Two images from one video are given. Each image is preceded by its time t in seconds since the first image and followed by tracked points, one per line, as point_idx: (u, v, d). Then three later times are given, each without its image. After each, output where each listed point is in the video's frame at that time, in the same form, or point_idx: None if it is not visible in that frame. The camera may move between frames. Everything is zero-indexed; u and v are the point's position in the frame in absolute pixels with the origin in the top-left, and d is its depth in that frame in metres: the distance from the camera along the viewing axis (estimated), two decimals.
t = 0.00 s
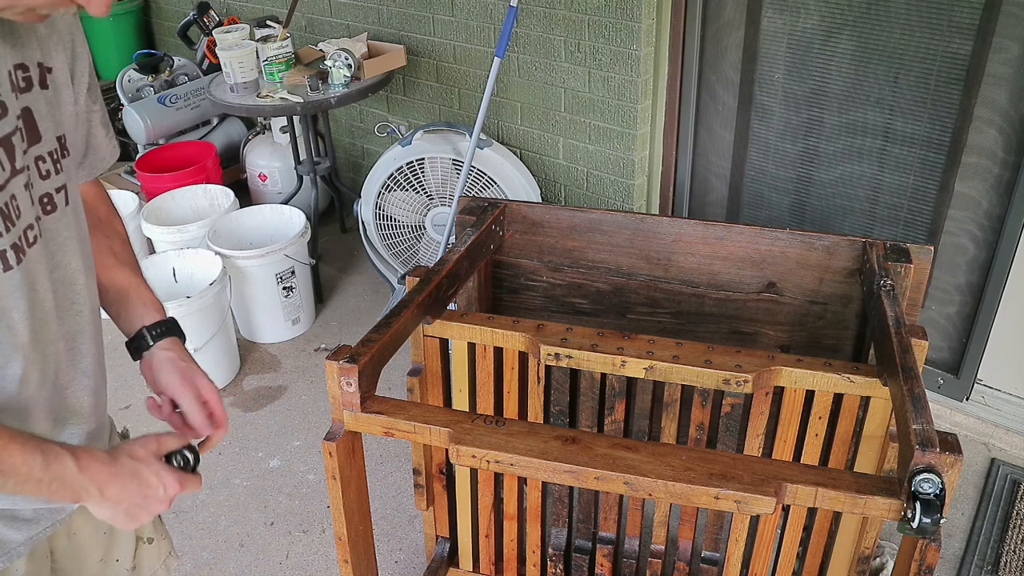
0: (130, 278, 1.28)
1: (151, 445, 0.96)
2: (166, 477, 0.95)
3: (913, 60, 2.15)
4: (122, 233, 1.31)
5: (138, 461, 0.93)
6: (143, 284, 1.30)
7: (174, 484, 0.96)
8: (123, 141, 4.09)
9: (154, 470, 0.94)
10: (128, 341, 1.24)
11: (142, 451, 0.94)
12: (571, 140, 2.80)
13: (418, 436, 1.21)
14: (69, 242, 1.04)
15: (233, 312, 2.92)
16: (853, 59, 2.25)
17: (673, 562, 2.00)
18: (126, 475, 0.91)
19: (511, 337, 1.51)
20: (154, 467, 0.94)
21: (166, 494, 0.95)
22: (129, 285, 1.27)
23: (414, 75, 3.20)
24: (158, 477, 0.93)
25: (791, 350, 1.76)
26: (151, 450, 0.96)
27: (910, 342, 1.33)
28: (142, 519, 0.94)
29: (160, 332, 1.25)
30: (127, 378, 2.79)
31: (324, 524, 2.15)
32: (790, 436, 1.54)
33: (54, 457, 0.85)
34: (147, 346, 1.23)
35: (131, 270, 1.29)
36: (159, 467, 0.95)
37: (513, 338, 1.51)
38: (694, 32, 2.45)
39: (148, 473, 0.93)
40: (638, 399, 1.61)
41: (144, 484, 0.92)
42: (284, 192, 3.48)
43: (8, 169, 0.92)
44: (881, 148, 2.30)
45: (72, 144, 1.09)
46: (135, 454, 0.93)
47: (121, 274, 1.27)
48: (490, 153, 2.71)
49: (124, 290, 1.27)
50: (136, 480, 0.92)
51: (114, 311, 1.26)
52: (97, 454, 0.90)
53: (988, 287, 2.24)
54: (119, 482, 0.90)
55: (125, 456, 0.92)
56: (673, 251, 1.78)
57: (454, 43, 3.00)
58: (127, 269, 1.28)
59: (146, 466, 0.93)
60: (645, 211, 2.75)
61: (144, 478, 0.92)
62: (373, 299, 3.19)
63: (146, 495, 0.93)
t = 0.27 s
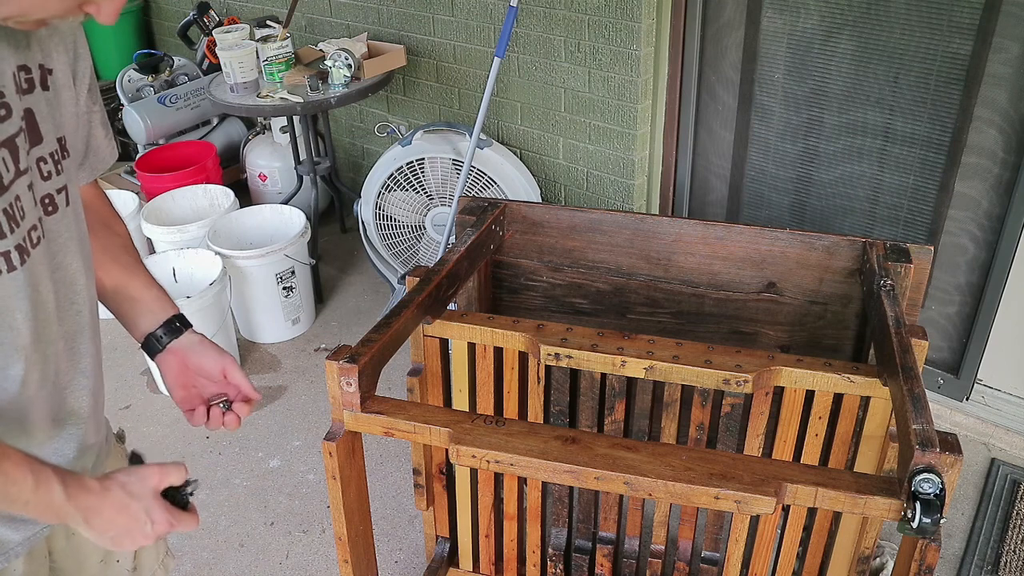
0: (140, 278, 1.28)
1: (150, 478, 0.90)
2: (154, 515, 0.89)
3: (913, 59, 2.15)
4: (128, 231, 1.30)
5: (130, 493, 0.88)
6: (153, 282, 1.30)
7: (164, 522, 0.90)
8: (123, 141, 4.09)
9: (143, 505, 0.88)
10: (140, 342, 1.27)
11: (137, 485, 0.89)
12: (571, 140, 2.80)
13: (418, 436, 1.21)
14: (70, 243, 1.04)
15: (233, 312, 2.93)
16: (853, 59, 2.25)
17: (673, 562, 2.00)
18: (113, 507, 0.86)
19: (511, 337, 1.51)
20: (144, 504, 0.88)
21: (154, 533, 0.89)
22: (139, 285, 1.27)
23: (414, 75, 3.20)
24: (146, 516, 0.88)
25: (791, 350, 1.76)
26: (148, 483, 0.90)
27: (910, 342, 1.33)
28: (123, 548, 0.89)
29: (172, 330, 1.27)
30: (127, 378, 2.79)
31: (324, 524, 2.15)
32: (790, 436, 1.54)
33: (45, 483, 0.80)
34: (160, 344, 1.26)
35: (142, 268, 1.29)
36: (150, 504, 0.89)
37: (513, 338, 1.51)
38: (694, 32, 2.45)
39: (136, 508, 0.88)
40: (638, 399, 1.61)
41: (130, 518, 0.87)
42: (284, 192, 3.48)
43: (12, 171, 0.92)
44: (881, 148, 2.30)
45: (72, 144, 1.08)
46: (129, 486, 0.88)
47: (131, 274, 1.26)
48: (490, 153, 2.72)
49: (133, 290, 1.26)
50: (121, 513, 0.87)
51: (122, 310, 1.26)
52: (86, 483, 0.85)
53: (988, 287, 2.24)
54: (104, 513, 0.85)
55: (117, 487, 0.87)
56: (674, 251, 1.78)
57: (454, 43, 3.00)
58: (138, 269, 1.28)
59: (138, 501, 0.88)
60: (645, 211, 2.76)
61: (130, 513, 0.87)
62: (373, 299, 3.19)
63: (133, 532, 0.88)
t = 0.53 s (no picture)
0: (140, 278, 1.28)
1: (132, 485, 0.92)
2: (139, 520, 0.91)
3: (913, 59, 2.15)
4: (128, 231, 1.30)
5: (115, 502, 0.89)
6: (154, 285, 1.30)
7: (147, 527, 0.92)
8: (123, 141, 4.09)
9: (127, 513, 0.90)
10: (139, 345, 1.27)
11: (121, 492, 0.90)
12: (571, 140, 2.80)
13: (418, 436, 1.21)
14: (66, 246, 1.04)
15: (233, 312, 2.93)
16: (853, 59, 2.25)
17: (673, 562, 2.00)
18: (98, 515, 0.88)
19: (511, 337, 1.51)
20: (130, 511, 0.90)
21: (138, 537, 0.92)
22: (140, 289, 1.27)
23: (414, 75, 3.20)
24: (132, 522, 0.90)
25: (791, 350, 1.76)
26: (131, 489, 0.92)
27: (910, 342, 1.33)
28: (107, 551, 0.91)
29: (172, 330, 1.27)
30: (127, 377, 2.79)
31: (324, 524, 2.15)
32: (790, 436, 1.54)
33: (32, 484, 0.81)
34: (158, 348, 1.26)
35: (142, 271, 1.29)
36: (134, 510, 0.91)
37: (513, 338, 1.51)
38: (694, 32, 2.45)
39: (122, 515, 0.89)
40: (638, 399, 1.61)
41: (116, 526, 0.89)
42: (284, 192, 3.48)
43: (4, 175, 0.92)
44: (881, 148, 2.30)
45: (70, 148, 1.08)
46: (114, 493, 0.90)
47: (131, 274, 1.26)
48: (490, 154, 2.72)
49: (133, 291, 1.26)
50: (108, 521, 0.88)
51: (124, 315, 1.26)
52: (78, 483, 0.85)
53: (988, 287, 2.24)
54: (89, 521, 0.87)
55: (101, 495, 0.88)
56: (673, 251, 1.78)
57: (454, 43, 3.00)
58: (138, 269, 1.28)
59: (123, 508, 0.89)
60: (645, 211, 2.76)
61: (115, 520, 0.89)
62: (373, 299, 3.19)
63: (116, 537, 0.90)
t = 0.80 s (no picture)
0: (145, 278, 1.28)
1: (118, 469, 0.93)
2: (135, 500, 0.91)
3: (913, 59, 2.15)
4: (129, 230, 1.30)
5: (108, 483, 0.90)
6: (167, 287, 1.30)
7: (146, 507, 0.93)
8: (123, 141, 4.09)
9: (124, 494, 0.90)
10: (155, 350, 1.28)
11: (111, 475, 0.91)
12: (571, 140, 2.80)
13: (418, 436, 1.21)
14: (60, 248, 1.03)
15: (233, 312, 2.93)
16: (853, 59, 2.25)
17: (673, 562, 2.00)
18: (94, 498, 0.88)
19: (511, 337, 1.51)
20: (124, 491, 0.91)
21: (138, 519, 0.92)
22: (153, 294, 1.27)
23: (414, 75, 3.20)
24: (128, 501, 0.90)
25: (791, 350, 1.76)
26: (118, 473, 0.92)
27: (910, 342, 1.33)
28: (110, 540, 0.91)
29: (188, 335, 1.27)
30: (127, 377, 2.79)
31: (324, 524, 2.15)
32: (790, 436, 1.54)
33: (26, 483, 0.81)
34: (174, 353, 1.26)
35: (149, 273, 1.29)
36: (128, 491, 0.91)
37: (513, 338, 1.51)
38: (694, 33, 2.45)
39: (117, 495, 0.90)
40: (638, 399, 1.61)
41: (114, 507, 0.89)
42: (284, 192, 3.48)
43: None
44: (881, 148, 2.30)
45: (69, 151, 1.08)
46: (106, 477, 0.90)
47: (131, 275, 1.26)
48: (490, 154, 2.72)
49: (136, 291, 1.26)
50: (105, 502, 0.89)
51: (137, 319, 1.27)
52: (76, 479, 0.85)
53: (988, 287, 2.24)
54: (86, 505, 0.87)
55: (94, 478, 0.89)
56: (673, 251, 1.78)
57: (454, 43, 3.00)
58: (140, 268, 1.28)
59: (117, 488, 0.90)
60: (645, 211, 2.76)
61: (112, 502, 0.89)
62: (373, 299, 3.19)
63: (117, 521, 0.90)
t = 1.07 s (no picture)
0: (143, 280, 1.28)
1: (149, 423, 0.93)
2: (163, 450, 0.91)
3: (913, 59, 2.15)
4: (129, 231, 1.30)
5: (131, 437, 0.91)
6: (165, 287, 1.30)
7: (176, 457, 0.92)
8: (123, 141, 4.09)
9: (149, 445, 0.91)
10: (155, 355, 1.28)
11: (137, 429, 0.92)
12: (571, 140, 2.80)
13: (418, 436, 1.21)
14: (60, 248, 1.03)
15: (233, 312, 2.93)
16: (853, 59, 2.25)
17: (673, 562, 2.00)
18: (117, 451, 0.89)
19: (511, 337, 1.51)
20: (148, 442, 0.91)
21: (172, 471, 0.92)
22: (156, 296, 1.27)
23: (414, 75, 3.20)
24: (153, 452, 0.91)
25: (791, 350, 1.76)
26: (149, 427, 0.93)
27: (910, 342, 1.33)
28: (155, 496, 0.92)
29: (187, 341, 1.26)
30: (127, 377, 2.79)
31: (324, 524, 2.15)
32: (790, 436, 1.54)
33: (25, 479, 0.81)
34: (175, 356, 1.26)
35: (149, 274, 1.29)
36: (155, 442, 0.92)
37: (513, 338, 1.51)
38: (694, 33, 2.45)
39: (141, 447, 0.91)
40: (638, 399, 1.61)
41: (140, 459, 0.90)
42: (284, 192, 3.48)
43: None
44: (881, 148, 2.30)
45: (67, 152, 1.07)
46: (130, 432, 0.91)
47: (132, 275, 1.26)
48: (490, 154, 2.72)
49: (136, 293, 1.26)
50: (129, 454, 0.90)
51: (136, 321, 1.26)
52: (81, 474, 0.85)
53: (988, 287, 2.24)
54: (112, 461, 0.89)
55: (116, 433, 0.90)
56: (673, 251, 1.78)
57: (454, 43, 3.00)
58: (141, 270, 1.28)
59: (139, 440, 0.91)
60: (645, 211, 2.76)
61: (137, 454, 0.90)
62: (373, 299, 3.19)
63: (148, 473, 0.91)
